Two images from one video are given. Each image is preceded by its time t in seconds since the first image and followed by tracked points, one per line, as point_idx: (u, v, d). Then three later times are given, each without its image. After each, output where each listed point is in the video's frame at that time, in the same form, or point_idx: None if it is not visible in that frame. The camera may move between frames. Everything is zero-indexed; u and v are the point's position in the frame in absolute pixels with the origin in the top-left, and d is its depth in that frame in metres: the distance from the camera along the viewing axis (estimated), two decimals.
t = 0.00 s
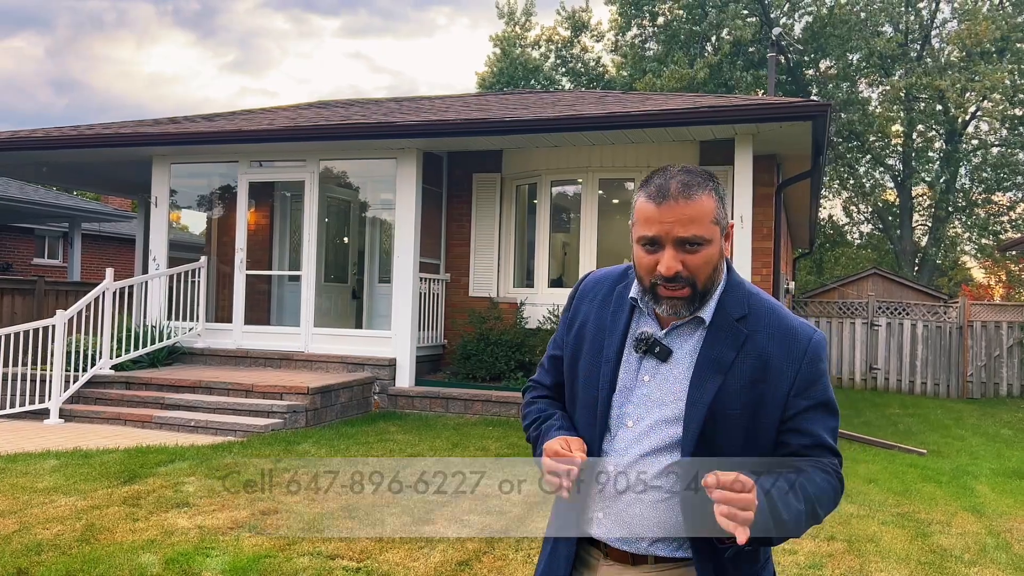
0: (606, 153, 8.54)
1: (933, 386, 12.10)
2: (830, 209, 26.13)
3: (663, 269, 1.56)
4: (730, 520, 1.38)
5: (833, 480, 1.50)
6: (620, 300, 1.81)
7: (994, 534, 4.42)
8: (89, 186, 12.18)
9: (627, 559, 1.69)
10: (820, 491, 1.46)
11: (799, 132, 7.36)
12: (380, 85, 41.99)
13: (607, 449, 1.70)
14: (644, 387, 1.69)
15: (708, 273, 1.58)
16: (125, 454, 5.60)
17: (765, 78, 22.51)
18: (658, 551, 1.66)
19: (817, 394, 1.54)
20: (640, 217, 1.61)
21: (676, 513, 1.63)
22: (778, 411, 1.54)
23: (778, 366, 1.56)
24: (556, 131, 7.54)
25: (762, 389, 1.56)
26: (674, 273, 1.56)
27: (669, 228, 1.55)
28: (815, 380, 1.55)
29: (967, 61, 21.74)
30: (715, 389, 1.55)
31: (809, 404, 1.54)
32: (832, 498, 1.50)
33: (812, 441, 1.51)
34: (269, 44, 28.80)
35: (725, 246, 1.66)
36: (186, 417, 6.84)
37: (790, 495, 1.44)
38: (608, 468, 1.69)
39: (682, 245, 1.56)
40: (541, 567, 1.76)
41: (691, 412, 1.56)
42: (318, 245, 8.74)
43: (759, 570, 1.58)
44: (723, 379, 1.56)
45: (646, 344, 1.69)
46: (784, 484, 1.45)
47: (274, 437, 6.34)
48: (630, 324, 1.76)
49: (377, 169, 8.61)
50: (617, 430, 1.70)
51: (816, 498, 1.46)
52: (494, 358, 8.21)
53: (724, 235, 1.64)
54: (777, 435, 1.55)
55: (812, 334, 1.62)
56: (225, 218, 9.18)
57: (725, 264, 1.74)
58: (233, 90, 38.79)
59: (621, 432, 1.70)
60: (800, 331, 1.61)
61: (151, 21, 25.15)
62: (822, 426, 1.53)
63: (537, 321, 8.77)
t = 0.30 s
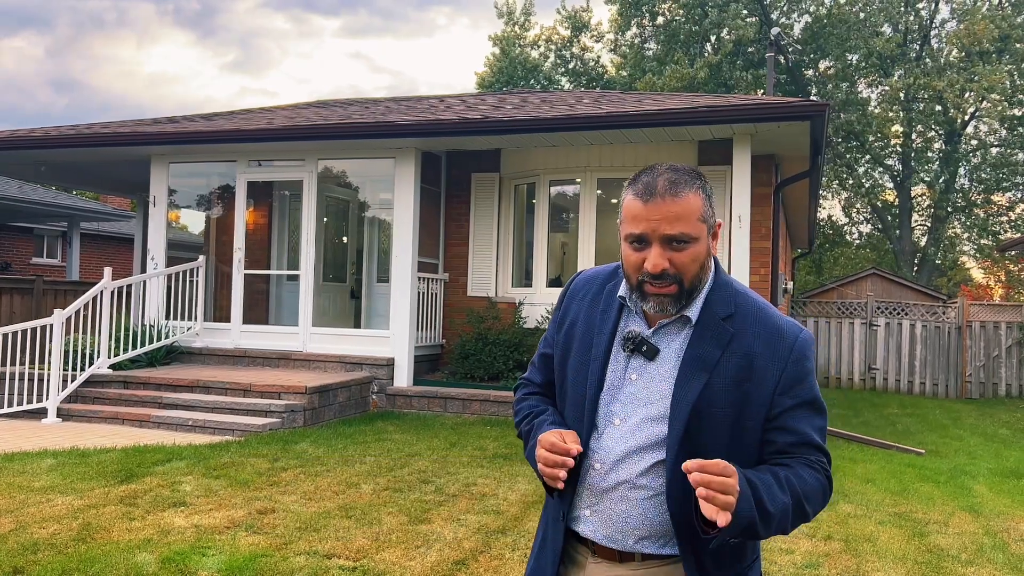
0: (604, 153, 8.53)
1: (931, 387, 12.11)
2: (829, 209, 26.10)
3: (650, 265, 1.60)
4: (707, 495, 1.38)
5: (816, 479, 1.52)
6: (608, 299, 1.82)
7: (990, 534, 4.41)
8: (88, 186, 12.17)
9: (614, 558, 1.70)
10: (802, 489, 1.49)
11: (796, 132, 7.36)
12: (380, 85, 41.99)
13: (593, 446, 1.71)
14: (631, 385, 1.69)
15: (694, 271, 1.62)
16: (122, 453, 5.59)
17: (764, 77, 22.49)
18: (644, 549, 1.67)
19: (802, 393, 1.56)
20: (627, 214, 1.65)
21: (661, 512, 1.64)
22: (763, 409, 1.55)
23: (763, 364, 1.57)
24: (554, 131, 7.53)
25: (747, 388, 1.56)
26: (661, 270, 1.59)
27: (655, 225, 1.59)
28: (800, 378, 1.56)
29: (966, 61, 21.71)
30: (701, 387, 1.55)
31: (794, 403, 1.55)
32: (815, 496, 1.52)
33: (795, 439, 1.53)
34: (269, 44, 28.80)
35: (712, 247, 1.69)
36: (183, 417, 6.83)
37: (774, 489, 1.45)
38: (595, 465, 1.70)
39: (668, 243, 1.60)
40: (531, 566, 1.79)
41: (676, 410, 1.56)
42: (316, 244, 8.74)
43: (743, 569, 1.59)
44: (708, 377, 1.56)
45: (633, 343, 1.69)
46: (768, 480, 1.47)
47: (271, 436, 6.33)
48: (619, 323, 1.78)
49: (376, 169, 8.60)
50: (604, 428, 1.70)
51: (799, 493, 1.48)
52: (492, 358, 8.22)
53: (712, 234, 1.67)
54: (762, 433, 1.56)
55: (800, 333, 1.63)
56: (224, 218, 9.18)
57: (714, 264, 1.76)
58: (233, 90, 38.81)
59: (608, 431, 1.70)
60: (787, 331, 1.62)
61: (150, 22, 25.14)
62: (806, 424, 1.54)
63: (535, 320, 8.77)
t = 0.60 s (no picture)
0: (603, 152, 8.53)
1: (931, 385, 12.11)
2: (829, 208, 26.07)
3: (632, 251, 1.64)
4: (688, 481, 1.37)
5: (802, 466, 1.51)
6: (599, 299, 1.87)
7: (989, 533, 4.41)
8: (88, 185, 12.17)
9: (605, 554, 1.70)
10: (787, 475, 1.48)
11: (795, 131, 7.36)
12: (380, 84, 41.97)
13: (584, 438, 1.74)
14: (619, 378, 1.72)
15: (676, 256, 1.65)
16: (121, 453, 5.59)
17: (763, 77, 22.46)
18: (634, 543, 1.67)
19: (788, 381, 1.56)
20: (611, 202, 1.70)
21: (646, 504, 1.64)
22: (748, 398, 1.56)
23: (747, 353, 1.58)
24: (553, 130, 7.53)
25: (732, 377, 1.57)
26: (642, 254, 1.63)
27: (635, 209, 1.64)
28: (786, 367, 1.56)
29: (965, 60, 21.66)
30: (685, 376, 1.57)
31: (779, 392, 1.55)
32: (802, 485, 1.51)
33: (781, 428, 1.53)
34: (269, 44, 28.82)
35: (696, 235, 1.72)
36: (182, 416, 6.83)
37: (758, 472, 1.45)
38: (585, 457, 1.73)
39: (649, 227, 1.64)
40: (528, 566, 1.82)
41: (660, 399, 1.57)
42: (316, 243, 8.73)
43: (732, 565, 1.57)
44: (693, 367, 1.58)
45: (622, 338, 1.73)
46: (753, 464, 1.47)
47: (270, 435, 6.33)
48: (609, 321, 1.82)
49: (375, 168, 8.60)
50: (595, 421, 1.74)
51: (784, 479, 1.47)
52: (491, 357, 8.22)
53: (693, 221, 1.70)
54: (748, 423, 1.57)
55: (785, 324, 1.63)
56: (224, 218, 9.18)
57: (700, 257, 1.78)
58: (233, 89, 38.80)
59: (599, 424, 1.73)
60: (772, 321, 1.63)
61: (150, 21, 25.11)
62: (791, 413, 1.54)
63: (534, 319, 8.77)
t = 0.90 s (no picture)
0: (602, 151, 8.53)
1: (932, 384, 12.10)
2: (830, 206, 26.07)
3: (606, 243, 1.66)
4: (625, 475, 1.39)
5: (776, 452, 1.48)
6: (591, 301, 1.90)
7: (989, 532, 4.41)
8: (89, 185, 12.19)
9: (601, 552, 1.70)
10: (754, 462, 1.45)
11: (795, 129, 7.35)
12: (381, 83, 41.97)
13: (577, 435, 1.76)
14: (609, 373, 1.74)
15: (652, 246, 1.66)
16: (121, 452, 5.60)
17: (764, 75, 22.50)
18: (627, 540, 1.66)
19: (768, 364, 1.54)
20: (585, 201, 1.73)
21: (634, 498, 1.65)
22: (728, 384, 1.55)
23: (726, 339, 1.58)
24: (553, 129, 7.52)
25: (713, 364, 1.57)
26: (617, 246, 1.65)
27: (606, 204, 1.66)
28: (766, 352, 1.55)
29: (966, 59, 21.59)
30: (666, 364, 1.58)
31: (759, 376, 1.53)
32: (780, 471, 1.48)
33: (760, 412, 1.51)
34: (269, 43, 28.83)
35: (672, 227, 1.73)
36: (183, 415, 6.83)
37: (717, 463, 1.45)
38: (578, 453, 1.75)
39: (621, 219, 1.65)
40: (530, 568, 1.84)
41: (641, 387, 1.59)
42: (316, 243, 8.73)
43: (721, 555, 1.56)
44: (674, 355, 1.59)
45: (609, 333, 1.75)
46: (715, 454, 1.46)
47: (270, 435, 6.33)
48: (599, 319, 1.84)
49: (375, 167, 8.60)
50: (586, 417, 1.75)
51: (751, 466, 1.45)
52: (491, 356, 8.22)
53: (669, 213, 1.71)
54: (729, 410, 1.56)
55: (767, 310, 1.62)
56: (224, 217, 9.18)
57: (682, 250, 1.79)
58: (233, 88, 38.83)
59: (590, 419, 1.74)
60: (753, 306, 1.62)
61: (150, 20, 25.12)
62: (770, 396, 1.52)
63: (534, 318, 8.77)
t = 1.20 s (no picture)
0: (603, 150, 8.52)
1: (934, 382, 12.08)
2: (831, 204, 26.03)
3: (599, 247, 1.66)
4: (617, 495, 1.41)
5: (771, 455, 1.47)
6: (591, 305, 1.90)
7: (991, 529, 4.41)
8: (90, 184, 12.19)
9: (599, 552, 1.70)
10: (750, 467, 1.45)
11: (796, 127, 7.34)
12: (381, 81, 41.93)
13: (575, 438, 1.77)
14: (605, 375, 1.73)
15: (644, 247, 1.65)
16: (123, 451, 5.61)
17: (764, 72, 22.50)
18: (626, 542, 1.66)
19: (762, 364, 1.53)
20: (576, 205, 1.73)
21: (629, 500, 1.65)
22: (722, 385, 1.54)
23: (720, 339, 1.57)
24: (553, 127, 7.52)
25: (707, 366, 1.57)
26: (610, 249, 1.65)
27: (598, 207, 1.66)
28: (760, 350, 1.54)
29: (967, 56, 21.58)
30: (659, 366, 1.58)
31: (753, 376, 1.52)
32: (775, 473, 1.47)
33: (756, 413, 1.50)
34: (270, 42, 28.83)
35: (665, 227, 1.72)
36: (185, 414, 6.84)
37: (711, 473, 1.45)
38: (574, 455, 1.75)
39: (613, 222, 1.65)
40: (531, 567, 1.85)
41: (635, 390, 1.59)
42: (317, 242, 8.73)
43: (716, 557, 1.56)
44: (667, 356, 1.59)
45: (606, 335, 1.75)
46: (710, 467, 1.46)
47: (272, 433, 6.34)
48: (597, 321, 1.84)
49: (375, 166, 8.60)
50: (584, 420, 1.75)
51: (746, 472, 1.45)
52: (493, 355, 8.22)
53: (661, 214, 1.70)
54: (726, 410, 1.55)
55: (763, 307, 1.61)
56: (225, 216, 9.18)
57: (679, 249, 1.78)
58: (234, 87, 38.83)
59: (587, 421, 1.74)
60: (747, 305, 1.61)
61: (151, 19, 25.13)
62: (765, 396, 1.51)
63: (535, 316, 8.77)
